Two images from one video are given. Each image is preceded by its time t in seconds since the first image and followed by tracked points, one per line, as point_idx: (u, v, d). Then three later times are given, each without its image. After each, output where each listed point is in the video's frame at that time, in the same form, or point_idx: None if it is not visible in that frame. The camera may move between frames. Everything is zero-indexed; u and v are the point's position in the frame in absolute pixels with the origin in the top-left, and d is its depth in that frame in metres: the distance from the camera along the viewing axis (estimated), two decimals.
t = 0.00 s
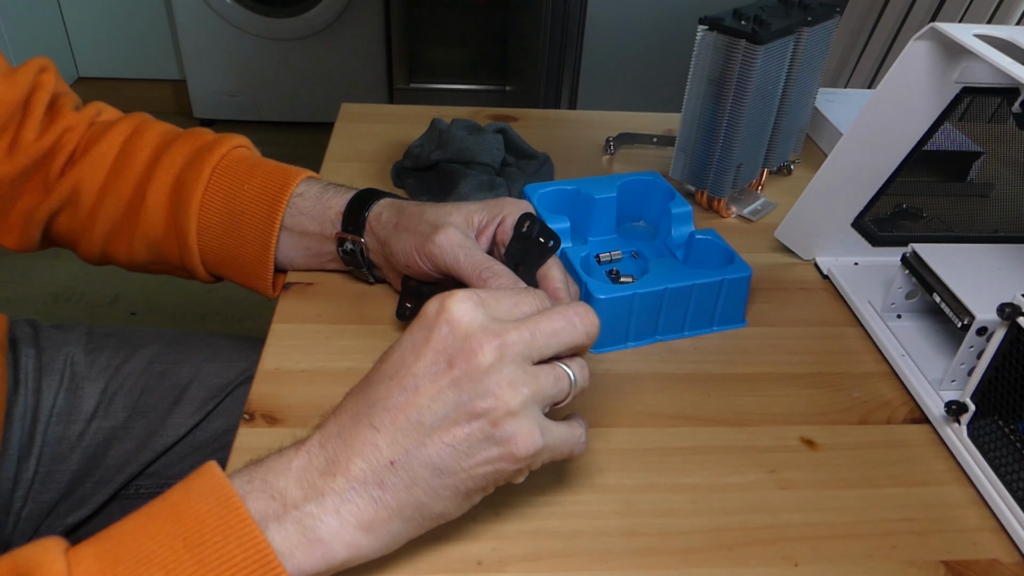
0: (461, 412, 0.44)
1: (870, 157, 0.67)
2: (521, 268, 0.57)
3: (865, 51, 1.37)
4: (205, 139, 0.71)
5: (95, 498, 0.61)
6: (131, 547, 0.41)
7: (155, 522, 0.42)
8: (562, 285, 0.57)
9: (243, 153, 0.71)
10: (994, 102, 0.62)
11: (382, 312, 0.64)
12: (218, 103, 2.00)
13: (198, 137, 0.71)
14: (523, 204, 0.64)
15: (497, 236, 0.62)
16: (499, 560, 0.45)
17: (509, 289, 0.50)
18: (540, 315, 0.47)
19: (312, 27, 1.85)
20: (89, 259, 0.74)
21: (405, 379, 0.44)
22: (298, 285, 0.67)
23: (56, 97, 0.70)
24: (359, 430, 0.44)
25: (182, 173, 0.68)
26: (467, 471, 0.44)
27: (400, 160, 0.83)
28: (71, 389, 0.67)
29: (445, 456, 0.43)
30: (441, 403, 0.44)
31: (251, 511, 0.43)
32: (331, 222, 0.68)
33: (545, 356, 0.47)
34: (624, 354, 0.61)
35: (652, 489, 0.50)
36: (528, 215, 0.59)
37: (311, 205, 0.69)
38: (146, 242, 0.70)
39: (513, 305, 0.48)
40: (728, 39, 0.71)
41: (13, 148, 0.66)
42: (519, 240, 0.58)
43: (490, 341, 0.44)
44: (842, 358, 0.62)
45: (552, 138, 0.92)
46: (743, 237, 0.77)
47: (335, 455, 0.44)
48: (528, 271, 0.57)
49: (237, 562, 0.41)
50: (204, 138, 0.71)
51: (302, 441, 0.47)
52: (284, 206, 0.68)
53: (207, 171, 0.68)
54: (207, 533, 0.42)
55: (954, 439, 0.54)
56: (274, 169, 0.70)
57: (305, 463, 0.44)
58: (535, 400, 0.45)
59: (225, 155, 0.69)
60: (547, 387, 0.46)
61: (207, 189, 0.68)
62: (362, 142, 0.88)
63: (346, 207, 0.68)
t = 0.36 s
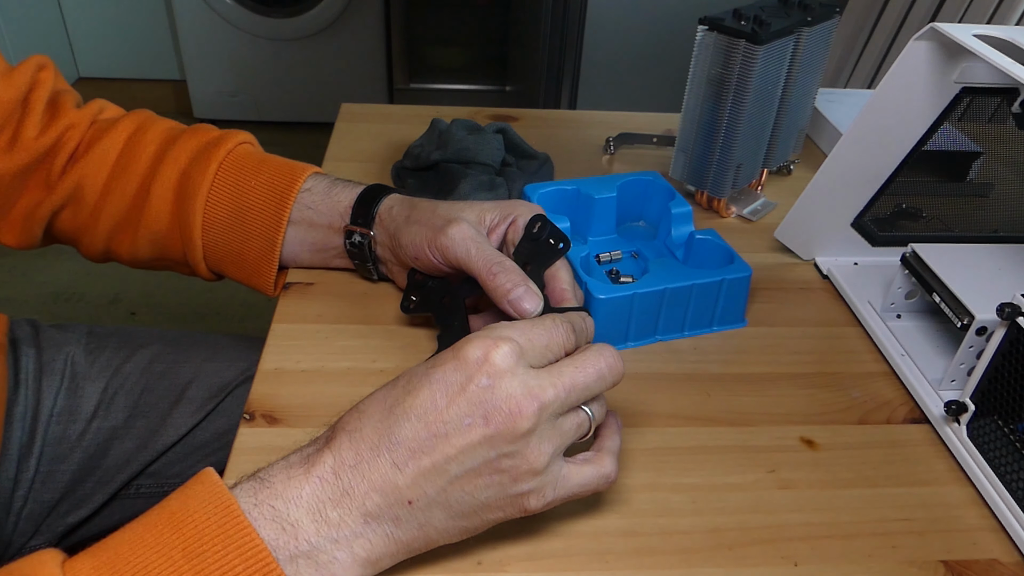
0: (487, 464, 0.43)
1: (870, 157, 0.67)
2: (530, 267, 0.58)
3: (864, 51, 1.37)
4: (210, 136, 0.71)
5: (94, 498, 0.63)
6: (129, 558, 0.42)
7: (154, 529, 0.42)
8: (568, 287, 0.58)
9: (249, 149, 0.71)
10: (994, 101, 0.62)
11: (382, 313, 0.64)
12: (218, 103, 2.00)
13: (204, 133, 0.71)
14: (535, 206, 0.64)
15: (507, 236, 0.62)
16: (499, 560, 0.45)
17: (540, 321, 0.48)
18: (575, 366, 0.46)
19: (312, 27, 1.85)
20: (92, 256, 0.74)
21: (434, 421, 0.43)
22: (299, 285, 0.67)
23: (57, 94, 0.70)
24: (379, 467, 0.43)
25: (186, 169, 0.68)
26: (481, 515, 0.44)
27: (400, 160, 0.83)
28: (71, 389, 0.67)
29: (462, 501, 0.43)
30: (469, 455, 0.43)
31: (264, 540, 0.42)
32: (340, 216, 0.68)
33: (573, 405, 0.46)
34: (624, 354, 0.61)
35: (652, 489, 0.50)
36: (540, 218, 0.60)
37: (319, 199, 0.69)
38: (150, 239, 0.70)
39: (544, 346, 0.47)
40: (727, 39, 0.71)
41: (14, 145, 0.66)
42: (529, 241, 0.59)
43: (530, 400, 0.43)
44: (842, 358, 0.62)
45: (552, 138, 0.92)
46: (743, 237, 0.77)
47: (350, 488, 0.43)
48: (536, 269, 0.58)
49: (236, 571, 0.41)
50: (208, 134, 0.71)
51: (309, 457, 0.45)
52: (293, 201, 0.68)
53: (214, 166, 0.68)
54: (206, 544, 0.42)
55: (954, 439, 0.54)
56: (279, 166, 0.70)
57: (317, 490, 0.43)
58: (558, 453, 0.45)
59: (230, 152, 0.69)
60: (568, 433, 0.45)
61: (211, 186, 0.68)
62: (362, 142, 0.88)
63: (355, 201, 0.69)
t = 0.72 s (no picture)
0: (491, 481, 0.43)
1: (871, 157, 0.67)
2: (532, 263, 0.58)
3: (865, 51, 1.37)
4: (211, 135, 0.71)
5: (95, 498, 0.63)
6: (124, 560, 0.42)
7: (149, 531, 0.42)
8: (570, 283, 0.58)
9: (250, 149, 0.71)
10: (994, 101, 0.62)
11: (382, 313, 0.64)
12: (218, 103, 2.00)
13: (204, 133, 0.71)
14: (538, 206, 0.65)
15: (509, 233, 0.63)
16: (498, 560, 0.45)
17: (555, 329, 0.48)
18: (587, 384, 0.45)
19: (311, 27, 1.85)
20: (91, 255, 0.74)
21: (441, 436, 0.43)
22: (299, 285, 0.67)
23: (58, 93, 0.70)
24: (382, 479, 0.43)
25: (187, 168, 0.68)
26: (480, 531, 0.44)
27: (400, 160, 0.83)
28: (70, 388, 0.66)
29: (463, 516, 0.44)
30: (473, 471, 0.43)
31: (263, 547, 0.42)
32: (342, 215, 0.68)
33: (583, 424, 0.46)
34: (624, 354, 0.61)
35: (652, 489, 0.50)
36: (543, 215, 0.61)
37: (320, 198, 0.70)
38: (150, 238, 0.70)
39: (558, 357, 0.47)
40: (727, 40, 0.71)
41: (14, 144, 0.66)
42: (530, 238, 0.60)
43: (540, 421, 0.43)
44: (842, 358, 0.62)
45: (552, 138, 0.92)
46: (743, 237, 0.77)
47: (352, 499, 0.43)
48: (538, 266, 0.58)
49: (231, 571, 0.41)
50: (209, 134, 0.71)
51: (310, 464, 0.45)
52: (293, 201, 0.68)
53: (214, 166, 0.68)
54: (200, 544, 0.42)
55: (954, 440, 0.54)
56: (280, 165, 0.70)
57: (318, 499, 0.43)
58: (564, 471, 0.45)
59: (231, 151, 0.69)
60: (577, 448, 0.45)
61: (212, 185, 0.68)
62: (362, 141, 0.88)
63: (359, 198, 0.69)
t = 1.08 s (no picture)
0: (517, 496, 0.43)
1: (870, 157, 0.67)
2: (524, 267, 0.58)
3: (865, 50, 1.37)
4: (210, 136, 0.71)
5: (94, 498, 0.64)
6: (131, 560, 0.41)
7: (157, 534, 0.42)
8: (562, 287, 0.58)
9: (248, 150, 0.71)
10: (994, 101, 0.62)
11: (383, 313, 0.64)
12: (218, 103, 2.00)
13: (203, 134, 0.71)
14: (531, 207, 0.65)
15: (501, 237, 0.62)
16: (499, 561, 0.45)
17: (592, 343, 0.47)
18: (620, 403, 0.45)
19: (311, 27, 1.85)
20: (91, 257, 0.73)
21: (472, 449, 0.43)
22: (299, 285, 0.67)
23: (57, 94, 0.70)
24: (408, 486, 0.43)
25: (186, 170, 0.68)
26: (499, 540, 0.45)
27: (400, 160, 0.83)
28: (70, 388, 0.66)
29: (484, 526, 0.44)
30: (500, 484, 0.43)
31: (283, 544, 0.42)
32: (339, 218, 0.68)
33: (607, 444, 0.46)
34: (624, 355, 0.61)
35: (651, 489, 0.50)
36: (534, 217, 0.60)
37: (317, 201, 0.69)
38: (149, 240, 0.70)
39: (594, 371, 0.46)
40: (727, 39, 0.71)
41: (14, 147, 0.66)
42: (523, 241, 0.59)
43: (573, 441, 0.43)
44: (842, 358, 0.62)
45: (552, 138, 0.92)
46: (743, 237, 0.77)
47: (375, 504, 0.43)
48: (530, 270, 0.58)
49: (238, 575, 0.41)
50: (208, 135, 0.71)
51: (333, 461, 0.44)
52: (290, 203, 0.68)
53: (212, 167, 0.68)
54: (207, 547, 0.42)
55: (954, 440, 0.54)
56: (279, 166, 0.70)
57: (340, 502, 0.43)
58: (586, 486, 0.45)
59: (230, 152, 0.69)
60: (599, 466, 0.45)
61: (211, 186, 0.68)
62: (362, 141, 0.88)
63: (355, 201, 0.69)
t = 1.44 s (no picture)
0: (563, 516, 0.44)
1: (870, 157, 0.67)
2: (507, 265, 0.56)
3: (865, 50, 1.37)
4: (206, 140, 0.71)
5: (94, 499, 0.64)
6: None
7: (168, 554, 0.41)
8: (548, 278, 0.56)
9: (244, 155, 0.71)
10: (994, 102, 0.62)
11: (383, 313, 0.64)
12: (218, 103, 2.00)
13: (198, 139, 0.71)
14: (509, 196, 0.63)
15: (485, 232, 0.61)
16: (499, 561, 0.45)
17: (623, 355, 0.50)
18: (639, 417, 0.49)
19: (311, 27, 1.85)
20: (91, 262, 0.73)
21: (531, 470, 0.43)
22: (299, 285, 0.67)
23: (61, 98, 0.70)
24: (461, 506, 0.42)
25: (181, 175, 0.68)
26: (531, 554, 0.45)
27: (400, 160, 0.83)
28: (70, 388, 0.66)
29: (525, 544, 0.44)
30: (553, 506, 0.44)
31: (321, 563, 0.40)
32: (331, 227, 0.67)
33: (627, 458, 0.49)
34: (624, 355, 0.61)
35: (651, 489, 0.50)
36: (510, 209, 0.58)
37: (309, 209, 0.69)
38: (148, 246, 0.70)
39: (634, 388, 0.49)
40: (728, 39, 0.71)
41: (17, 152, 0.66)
42: (505, 236, 0.58)
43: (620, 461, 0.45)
44: (842, 358, 0.62)
45: (552, 138, 0.92)
46: (743, 237, 0.77)
47: (423, 530, 0.41)
48: (515, 265, 0.56)
49: None
50: (204, 139, 0.71)
51: (380, 475, 0.42)
52: (282, 205, 0.68)
53: (206, 172, 0.68)
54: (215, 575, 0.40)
55: (954, 440, 0.54)
56: (273, 171, 0.70)
57: (385, 528, 0.41)
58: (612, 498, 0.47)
59: (225, 156, 0.69)
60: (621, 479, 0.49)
61: (206, 191, 0.68)
62: (362, 142, 0.88)
63: (345, 209, 0.68)
